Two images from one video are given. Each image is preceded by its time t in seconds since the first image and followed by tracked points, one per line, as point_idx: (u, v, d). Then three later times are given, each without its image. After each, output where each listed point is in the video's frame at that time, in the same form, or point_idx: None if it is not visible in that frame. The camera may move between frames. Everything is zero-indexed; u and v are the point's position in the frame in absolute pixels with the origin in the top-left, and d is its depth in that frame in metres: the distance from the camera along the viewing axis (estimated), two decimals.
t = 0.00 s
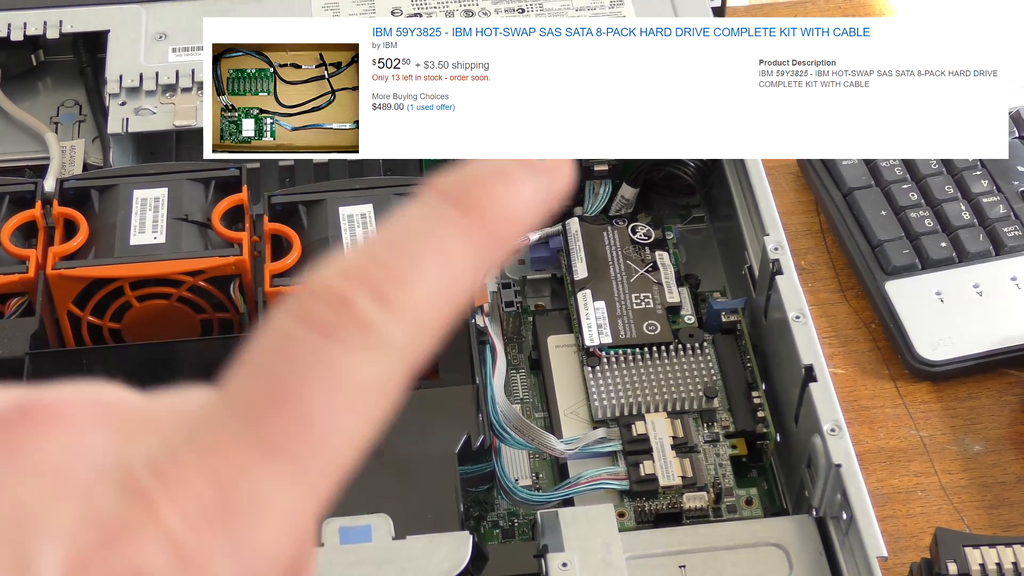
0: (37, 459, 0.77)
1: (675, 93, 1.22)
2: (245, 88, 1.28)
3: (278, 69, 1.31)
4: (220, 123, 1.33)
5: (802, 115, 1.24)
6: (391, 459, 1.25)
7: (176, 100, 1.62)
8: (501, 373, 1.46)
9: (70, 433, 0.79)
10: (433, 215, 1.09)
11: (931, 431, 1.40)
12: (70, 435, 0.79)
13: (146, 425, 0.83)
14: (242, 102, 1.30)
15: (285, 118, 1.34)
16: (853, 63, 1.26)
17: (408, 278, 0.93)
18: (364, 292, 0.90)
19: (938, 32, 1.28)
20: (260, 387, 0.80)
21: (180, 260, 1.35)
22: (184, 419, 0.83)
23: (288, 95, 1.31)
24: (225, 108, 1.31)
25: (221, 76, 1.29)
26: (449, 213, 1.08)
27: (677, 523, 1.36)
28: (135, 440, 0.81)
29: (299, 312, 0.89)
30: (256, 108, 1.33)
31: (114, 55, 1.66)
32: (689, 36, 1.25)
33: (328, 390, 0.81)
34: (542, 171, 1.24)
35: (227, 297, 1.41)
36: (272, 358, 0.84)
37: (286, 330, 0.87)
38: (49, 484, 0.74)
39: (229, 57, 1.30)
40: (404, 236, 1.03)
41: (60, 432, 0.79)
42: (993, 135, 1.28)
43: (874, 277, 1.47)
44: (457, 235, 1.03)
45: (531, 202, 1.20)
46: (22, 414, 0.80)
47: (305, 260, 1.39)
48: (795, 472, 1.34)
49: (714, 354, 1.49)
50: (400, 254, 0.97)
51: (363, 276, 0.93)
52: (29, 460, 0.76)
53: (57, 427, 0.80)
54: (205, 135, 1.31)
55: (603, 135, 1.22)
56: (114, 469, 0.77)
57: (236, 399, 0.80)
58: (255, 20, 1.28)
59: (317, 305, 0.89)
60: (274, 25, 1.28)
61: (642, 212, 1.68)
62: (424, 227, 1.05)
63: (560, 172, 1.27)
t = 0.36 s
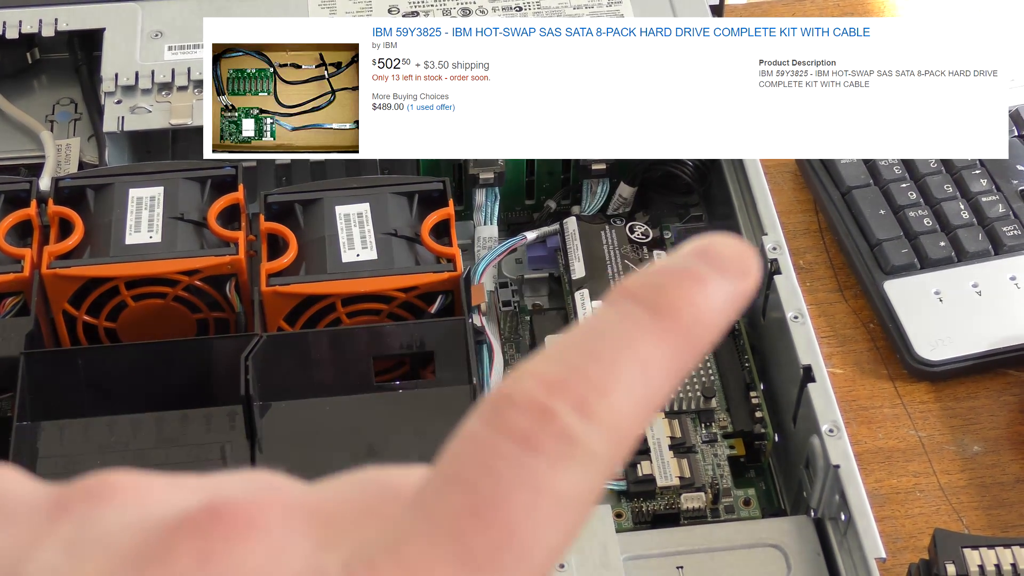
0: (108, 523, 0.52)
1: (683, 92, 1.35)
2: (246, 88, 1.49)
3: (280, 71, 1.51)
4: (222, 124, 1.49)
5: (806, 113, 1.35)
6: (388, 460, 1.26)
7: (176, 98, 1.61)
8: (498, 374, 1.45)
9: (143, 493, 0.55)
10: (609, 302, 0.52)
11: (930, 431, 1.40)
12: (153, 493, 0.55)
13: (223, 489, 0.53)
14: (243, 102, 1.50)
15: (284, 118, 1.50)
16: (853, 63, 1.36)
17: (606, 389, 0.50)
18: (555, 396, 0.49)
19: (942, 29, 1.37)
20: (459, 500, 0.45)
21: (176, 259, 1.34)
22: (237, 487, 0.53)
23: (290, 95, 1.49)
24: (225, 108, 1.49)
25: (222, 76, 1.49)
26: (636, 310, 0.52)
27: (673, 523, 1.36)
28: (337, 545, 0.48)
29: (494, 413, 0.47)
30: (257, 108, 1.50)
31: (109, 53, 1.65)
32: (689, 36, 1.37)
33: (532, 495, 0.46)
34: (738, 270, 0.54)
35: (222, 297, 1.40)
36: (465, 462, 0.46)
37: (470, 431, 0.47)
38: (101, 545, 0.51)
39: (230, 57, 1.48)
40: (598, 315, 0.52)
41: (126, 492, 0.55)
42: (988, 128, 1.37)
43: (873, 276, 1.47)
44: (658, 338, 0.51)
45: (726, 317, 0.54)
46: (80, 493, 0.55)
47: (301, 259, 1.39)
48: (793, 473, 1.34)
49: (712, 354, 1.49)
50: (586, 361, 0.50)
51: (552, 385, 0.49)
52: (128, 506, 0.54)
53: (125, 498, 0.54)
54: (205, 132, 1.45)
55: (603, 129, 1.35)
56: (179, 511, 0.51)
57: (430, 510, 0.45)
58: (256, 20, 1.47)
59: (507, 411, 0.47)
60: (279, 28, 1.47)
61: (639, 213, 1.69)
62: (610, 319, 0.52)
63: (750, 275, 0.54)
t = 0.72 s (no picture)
0: None
1: (685, 92, 1.35)
2: (245, 88, 1.49)
3: (280, 71, 1.51)
4: (222, 124, 1.49)
5: (804, 113, 1.35)
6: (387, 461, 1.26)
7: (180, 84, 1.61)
8: (496, 373, 1.45)
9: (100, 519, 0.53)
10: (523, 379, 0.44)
11: (929, 431, 1.40)
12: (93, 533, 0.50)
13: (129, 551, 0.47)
14: (243, 102, 1.50)
15: (284, 118, 1.50)
16: (853, 63, 1.36)
17: (514, 471, 0.42)
18: (468, 473, 0.41)
19: (939, 29, 1.37)
20: None
21: (174, 260, 1.34)
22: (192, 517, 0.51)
23: (289, 95, 1.50)
24: (225, 108, 1.49)
25: (222, 76, 1.48)
26: (551, 391, 0.44)
27: (672, 524, 1.36)
28: None
29: (407, 491, 0.40)
30: (257, 108, 1.51)
31: (107, 52, 1.65)
32: (689, 35, 1.36)
33: None
34: (651, 348, 0.45)
35: (221, 297, 1.39)
36: (381, 539, 0.39)
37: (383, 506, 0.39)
38: None
39: (229, 57, 1.47)
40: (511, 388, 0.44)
41: (60, 565, 0.48)
42: (988, 127, 1.36)
43: (872, 276, 1.47)
44: (570, 418, 0.44)
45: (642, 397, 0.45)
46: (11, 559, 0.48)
47: (299, 259, 1.38)
48: (791, 474, 1.34)
49: (710, 355, 1.48)
50: (493, 443, 0.42)
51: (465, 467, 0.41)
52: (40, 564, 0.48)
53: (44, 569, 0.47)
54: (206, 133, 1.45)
55: (602, 129, 1.35)
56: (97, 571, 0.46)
57: None
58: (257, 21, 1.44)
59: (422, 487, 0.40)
60: (279, 29, 1.44)
61: (638, 212, 1.69)
62: (522, 399, 0.44)
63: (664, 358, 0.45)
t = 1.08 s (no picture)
0: None
1: (683, 92, 1.35)
2: (246, 88, 1.50)
3: (280, 70, 1.52)
4: (221, 124, 1.49)
5: (804, 113, 1.35)
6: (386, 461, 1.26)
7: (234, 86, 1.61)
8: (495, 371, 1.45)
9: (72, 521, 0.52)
10: (439, 369, 0.54)
11: (928, 430, 1.39)
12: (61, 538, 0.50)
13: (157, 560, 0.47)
14: (243, 102, 1.51)
15: (284, 118, 1.50)
16: (853, 64, 1.36)
17: (427, 455, 0.51)
18: (384, 454, 0.50)
19: (937, 29, 1.37)
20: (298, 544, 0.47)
21: (173, 258, 1.34)
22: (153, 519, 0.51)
23: (288, 95, 1.51)
24: (225, 108, 1.49)
25: (222, 76, 1.48)
26: (465, 381, 0.53)
27: (672, 523, 1.37)
28: None
29: (329, 472, 0.50)
30: (257, 108, 1.51)
31: (105, 51, 1.65)
32: (689, 36, 1.36)
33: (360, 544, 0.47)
34: (556, 341, 0.54)
35: (220, 296, 1.39)
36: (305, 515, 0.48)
37: (309, 487, 0.49)
38: None
39: (229, 57, 1.47)
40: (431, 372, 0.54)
41: None
42: (988, 128, 1.36)
43: (872, 275, 1.47)
44: (478, 406, 0.52)
45: (546, 386, 0.53)
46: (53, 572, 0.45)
47: (298, 258, 1.38)
48: (791, 473, 1.34)
49: (710, 352, 1.48)
50: (410, 426, 0.52)
51: (383, 446, 0.51)
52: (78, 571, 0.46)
53: None
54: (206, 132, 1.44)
55: (601, 129, 1.35)
56: None
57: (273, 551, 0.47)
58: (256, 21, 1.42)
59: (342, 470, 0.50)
60: (277, 29, 1.42)
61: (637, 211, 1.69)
62: (437, 389, 0.53)
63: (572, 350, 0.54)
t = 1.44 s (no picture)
0: None
1: (682, 92, 1.35)
2: (246, 88, 1.49)
3: (280, 70, 1.52)
4: (222, 124, 1.47)
5: (803, 113, 1.34)
6: (385, 461, 1.25)
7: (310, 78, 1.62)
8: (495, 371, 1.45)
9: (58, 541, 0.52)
10: (468, 423, 0.62)
11: (928, 430, 1.39)
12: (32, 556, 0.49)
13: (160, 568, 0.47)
14: (243, 102, 1.50)
15: (284, 118, 1.50)
16: (853, 63, 1.35)
17: (455, 504, 0.60)
18: (415, 506, 0.59)
19: (936, 30, 1.36)
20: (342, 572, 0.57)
21: (171, 259, 1.34)
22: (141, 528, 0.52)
23: (288, 95, 1.51)
24: (225, 108, 1.48)
25: (222, 76, 1.47)
26: (494, 435, 0.62)
27: (671, 523, 1.37)
28: None
29: (362, 519, 0.59)
30: (257, 108, 1.51)
31: (104, 50, 1.64)
32: (689, 35, 1.35)
33: None
34: (585, 396, 0.63)
35: (218, 296, 1.39)
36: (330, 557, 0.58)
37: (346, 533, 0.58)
38: None
39: (229, 57, 1.46)
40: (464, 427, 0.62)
41: None
42: (988, 128, 1.36)
43: (871, 275, 1.47)
44: (506, 458, 0.61)
45: (571, 439, 0.63)
46: None
47: (297, 258, 1.38)
48: (790, 473, 1.34)
49: (709, 352, 1.48)
50: (441, 477, 0.61)
51: (413, 497, 0.60)
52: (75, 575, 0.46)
53: None
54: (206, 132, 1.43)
55: (600, 130, 1.35)
56: None
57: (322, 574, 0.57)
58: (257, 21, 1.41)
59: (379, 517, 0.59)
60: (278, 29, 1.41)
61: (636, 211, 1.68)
62: (466, 442, 0.62)
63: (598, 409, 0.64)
